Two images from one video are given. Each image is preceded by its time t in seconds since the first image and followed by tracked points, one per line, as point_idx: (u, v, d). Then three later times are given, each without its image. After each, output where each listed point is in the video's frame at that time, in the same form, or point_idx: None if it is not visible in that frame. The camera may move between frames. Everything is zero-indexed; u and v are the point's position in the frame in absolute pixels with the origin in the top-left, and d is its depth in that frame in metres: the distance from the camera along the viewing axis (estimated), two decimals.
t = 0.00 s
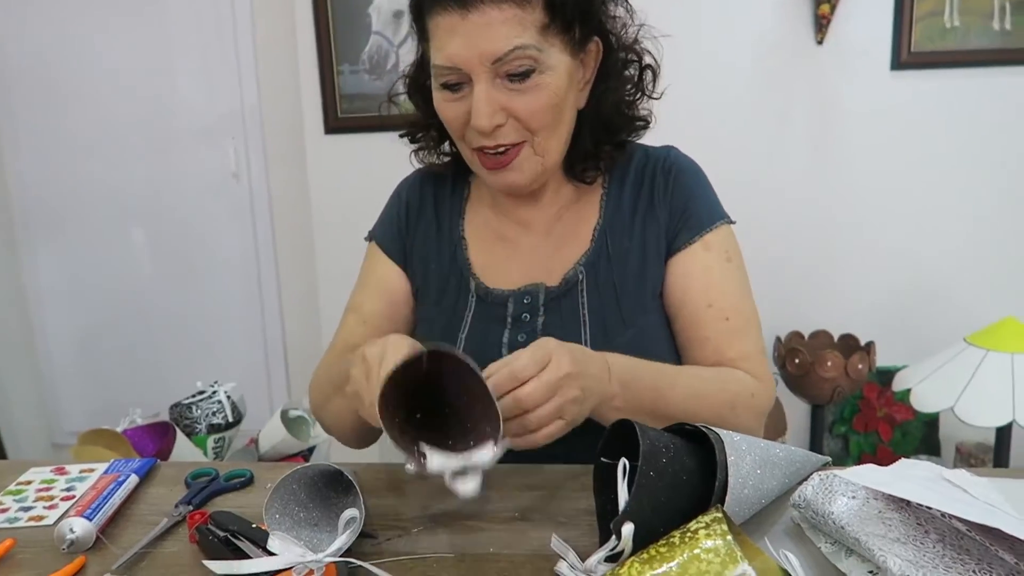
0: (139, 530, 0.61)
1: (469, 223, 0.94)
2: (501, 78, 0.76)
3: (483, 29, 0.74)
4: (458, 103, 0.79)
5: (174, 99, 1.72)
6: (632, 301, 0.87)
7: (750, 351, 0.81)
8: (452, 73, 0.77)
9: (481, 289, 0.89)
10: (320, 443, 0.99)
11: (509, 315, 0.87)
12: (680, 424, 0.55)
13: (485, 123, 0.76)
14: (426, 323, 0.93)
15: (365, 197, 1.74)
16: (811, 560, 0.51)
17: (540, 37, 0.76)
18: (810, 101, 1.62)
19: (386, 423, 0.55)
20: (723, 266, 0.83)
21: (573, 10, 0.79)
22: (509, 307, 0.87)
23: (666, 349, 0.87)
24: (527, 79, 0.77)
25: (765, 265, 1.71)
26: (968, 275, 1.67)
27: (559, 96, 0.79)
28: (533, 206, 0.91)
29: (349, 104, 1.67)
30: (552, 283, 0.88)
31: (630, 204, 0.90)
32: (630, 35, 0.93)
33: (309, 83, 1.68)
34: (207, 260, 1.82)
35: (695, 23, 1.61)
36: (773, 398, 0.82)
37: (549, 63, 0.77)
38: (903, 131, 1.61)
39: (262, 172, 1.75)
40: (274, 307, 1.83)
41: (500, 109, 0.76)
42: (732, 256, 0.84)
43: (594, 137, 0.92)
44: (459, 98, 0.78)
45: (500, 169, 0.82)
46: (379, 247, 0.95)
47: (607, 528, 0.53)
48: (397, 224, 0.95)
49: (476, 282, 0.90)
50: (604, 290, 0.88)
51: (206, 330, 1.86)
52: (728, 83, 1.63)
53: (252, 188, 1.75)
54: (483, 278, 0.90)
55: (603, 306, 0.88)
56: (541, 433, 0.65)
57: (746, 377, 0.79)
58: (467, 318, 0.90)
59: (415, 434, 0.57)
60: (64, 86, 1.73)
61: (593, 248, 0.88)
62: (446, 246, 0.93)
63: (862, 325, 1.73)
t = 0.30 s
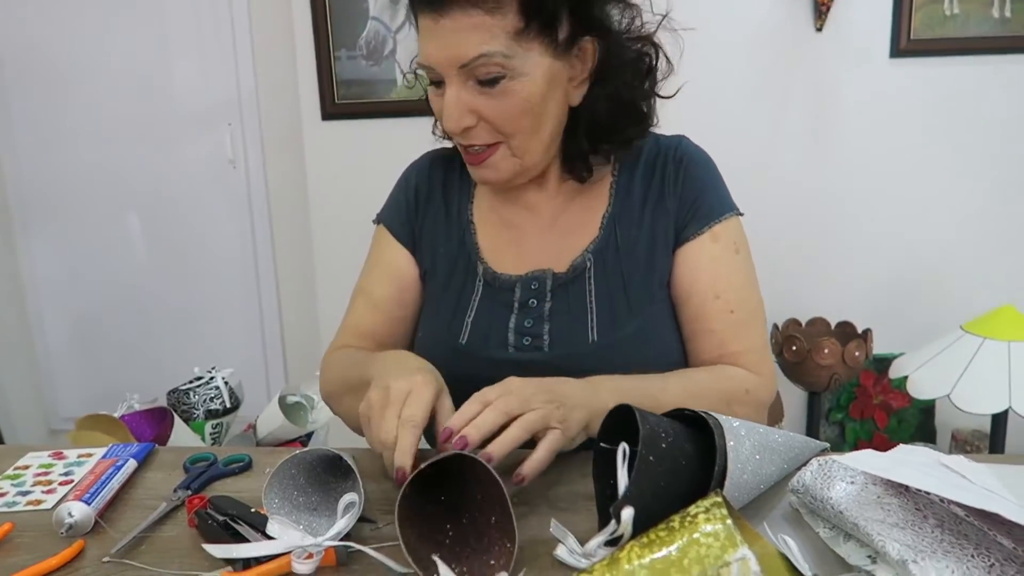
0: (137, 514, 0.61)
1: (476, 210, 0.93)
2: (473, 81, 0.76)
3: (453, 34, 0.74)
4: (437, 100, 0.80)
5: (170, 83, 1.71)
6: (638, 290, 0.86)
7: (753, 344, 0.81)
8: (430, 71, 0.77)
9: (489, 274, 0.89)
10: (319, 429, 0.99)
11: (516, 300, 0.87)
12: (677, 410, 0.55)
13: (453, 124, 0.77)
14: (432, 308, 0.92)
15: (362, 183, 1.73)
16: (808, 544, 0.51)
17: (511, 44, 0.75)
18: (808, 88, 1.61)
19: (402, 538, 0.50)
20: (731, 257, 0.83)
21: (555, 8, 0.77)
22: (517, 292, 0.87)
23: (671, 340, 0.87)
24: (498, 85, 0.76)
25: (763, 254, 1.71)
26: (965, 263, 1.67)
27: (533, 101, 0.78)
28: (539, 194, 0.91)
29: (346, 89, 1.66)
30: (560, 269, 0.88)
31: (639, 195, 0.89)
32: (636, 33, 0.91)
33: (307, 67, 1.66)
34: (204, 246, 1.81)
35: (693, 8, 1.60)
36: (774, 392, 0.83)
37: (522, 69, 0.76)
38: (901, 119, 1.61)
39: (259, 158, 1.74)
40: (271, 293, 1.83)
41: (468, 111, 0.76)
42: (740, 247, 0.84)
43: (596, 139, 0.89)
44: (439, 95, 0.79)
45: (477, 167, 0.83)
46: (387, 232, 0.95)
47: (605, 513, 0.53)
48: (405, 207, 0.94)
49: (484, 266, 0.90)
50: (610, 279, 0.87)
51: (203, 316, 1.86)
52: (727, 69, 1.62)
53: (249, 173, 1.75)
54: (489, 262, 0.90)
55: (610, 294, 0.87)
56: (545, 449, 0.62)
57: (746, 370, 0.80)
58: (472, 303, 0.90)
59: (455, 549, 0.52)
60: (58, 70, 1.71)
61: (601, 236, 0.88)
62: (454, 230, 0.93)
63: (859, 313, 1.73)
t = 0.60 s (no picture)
0: (137, 496, 0.61)
1: (472, 197, 0.94)
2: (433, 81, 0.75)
3: (411, 34, 0.73)
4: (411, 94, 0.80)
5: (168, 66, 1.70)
6: (633, 280, 0.85)
7: (756, 338, 0.80)
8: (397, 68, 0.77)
9: (482, 258, 0.89)
10: (318, 413, 0.99)
11: (505, 286, 0.87)
12: (677, 394, 0.55)
13: (418, 122, 0.77)
14: (430, 291, 0.94)
15: (361, 167, 1.73)
16: (805, 528, 0.51)
17: (464, 43, 0.73)
18: (810, 73, 1.60)
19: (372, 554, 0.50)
20: (733, 253, 0.81)
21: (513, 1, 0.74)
22: (507, 277, 0.87)
23: (666, 331, 0.85)
24: (456, 85, 0.75)
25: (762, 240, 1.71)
26: (966, 250, 1.67)
27: (495, 99, 0.76)
28: (531, 182, 0.90)
29: (345, 72, 1.66)
30: (551, 257, 0.87)
31: (635, 184, 0.86)
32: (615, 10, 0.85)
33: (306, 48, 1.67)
34: (202, 230, 1.81)
35: None
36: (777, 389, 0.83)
37: (478, 69, 0.74)
38: (903, 104, 1.60)
39: (257, 141, 1.73)
40: (270, 278, 1.83)
41: (431, 110, 0.76)
42: (742, 240, 0.82)
43: (580, 134, 0.84)
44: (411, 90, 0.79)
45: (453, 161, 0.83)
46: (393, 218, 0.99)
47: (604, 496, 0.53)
48: (409, 194, 0.98)
49: (479, 250, 0.90)
50: (602, 270, 0.85)
51: (202, 300, 1.86)
52: (728, 52, 1.61)
53: (248, 157, 1.74)
54: (482, 246, 0.90)
55: (597, 285, 0.85)
56: (535, 423, 0.64)
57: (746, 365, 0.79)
58: (465, 286, 0.90)
59: (438, 537, 0.51)
60: (55, 51, 1.70)
61: (592, 227, 0.86)
62: (450, 215, 0.94)
63: (859, 299, 1.73)
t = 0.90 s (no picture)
0: (128, 487, 0.61)
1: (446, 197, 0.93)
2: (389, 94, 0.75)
3: (362, 50, 0.72)
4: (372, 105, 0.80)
5: (161, 56, 1.68)
6: (605, 273, 0.85)
7: (739, 326, 0.81)
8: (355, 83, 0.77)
9: (458, 257, 0.89)
10: (311, 404, 0.99)
11: (480, 284, 0.87)
12: (669, 386, 0.55)
13: (381, 135, 0.77)
14: (410, 289, 0.94)
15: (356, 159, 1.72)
16: (795, 520, 0.52)
17: (413, 56, 0.72)
18: (804, 67, 1.61)
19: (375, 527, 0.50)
20: (707, 245, 0.81)
21: (455, 7, 0.72)
22: (481, 275, 0.87)
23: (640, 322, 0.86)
24: (411, 96, 0.74)
25: (756, 233, 1.71)
26: (958, 245, 1.68)
27: (452, 107, 0.76)
28: (499, 180, 0.90)
29: (339, 63, 1.67)
30: (523, 254, 0.86)
31: (603, 181, 0.86)
32: None
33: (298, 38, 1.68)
34: (195, 221, 1.80)
35: None
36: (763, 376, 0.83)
37: (430, 80, 0.73)
38: (897, 98, 1.60)
39: (250, 132, 1.73)
40: (263, 269, 1.82)
41: (390, 123, 0.76)
42: (716, 231, 0.82)
43: (542, 133, 0.83)
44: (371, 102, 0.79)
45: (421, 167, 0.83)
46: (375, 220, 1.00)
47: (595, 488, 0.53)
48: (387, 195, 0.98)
49: (455, 249, 0.90)
50: (576, 263, 0.85)
51: (195, 291, 1.86)
52: (724, 45, 1.61)
53: (241, 147, 1.73)
54: (456, 244, 0.90)
55: (568, 281, 0.85)
56: (512, 407, 0.65)
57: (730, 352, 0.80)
58: (442, 282, 0.90)
59: (433, 530, 0.51)
60: (45, 40, 1.69)
61: (562, 223, 0.85)
62: (427, 214, 0.94)
63: (851, 294, 1.74)
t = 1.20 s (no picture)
0: (126, 481, 0.61)
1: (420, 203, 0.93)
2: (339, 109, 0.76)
3: (311, 66, 0.73)
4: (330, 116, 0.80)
5: (159, 50, 1.68)
6: (588, 263, 0.85)
7: (735, 298, 0.83)
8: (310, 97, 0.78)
9: (438, 263, 0.88)
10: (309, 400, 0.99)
11: (460, 287, 0.86)
12: (666, 383, 0.55)
13: (335, 148, 0.78)
14: (393, 296, 0.94)
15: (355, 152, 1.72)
16: (792, 517, 0.52)
17: (357, 73, 0.72)
18: (805, 63, 1.60)
19: (372, 539, 0.50)
20: (694, 227, 0.83)
21: (396, 22, 0.70)
22: (461, 278, 0.86)
23: (630, 312, 0.86)
24: (359, 111, 0.75)
25: (754, 229, 1.71)
26: (956, 242, 1.68)
27: (400, 121, 0.76)
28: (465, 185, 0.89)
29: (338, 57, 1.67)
30: (501, 253, 0.86)
31: (578, 172, 0.86)
32: None
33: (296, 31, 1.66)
34: (192, 215, 1.80)
35: None
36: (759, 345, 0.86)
37: (376, 96, 0.73)
38: (897, 95, 1.60)
39: (249, 126, 1.72)
40: (261, 263, 1.82)
41: (343, 137, 0.77)
42: (698, 211, 0.84)
43: (495, 139, 0.83)
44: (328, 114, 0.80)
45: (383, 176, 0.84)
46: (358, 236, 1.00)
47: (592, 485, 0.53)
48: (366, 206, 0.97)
49: (434, 256, 0.89)
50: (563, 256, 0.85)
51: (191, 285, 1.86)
52: (724, 41, 1.61)
53: (239, 141, 1.73)
54: (435, 250, 0.89)
55: (548, 277, 0.85)
56: (534, 389, 0.66)
57: (729, 325, 0.82)
58: (423, 288, 0.89)
59: (432, 525, 0.51)
60: (44, 33, 1.68)
61: (539, 220, 0.85)
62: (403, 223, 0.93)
63: (849, 291, 1.74)
